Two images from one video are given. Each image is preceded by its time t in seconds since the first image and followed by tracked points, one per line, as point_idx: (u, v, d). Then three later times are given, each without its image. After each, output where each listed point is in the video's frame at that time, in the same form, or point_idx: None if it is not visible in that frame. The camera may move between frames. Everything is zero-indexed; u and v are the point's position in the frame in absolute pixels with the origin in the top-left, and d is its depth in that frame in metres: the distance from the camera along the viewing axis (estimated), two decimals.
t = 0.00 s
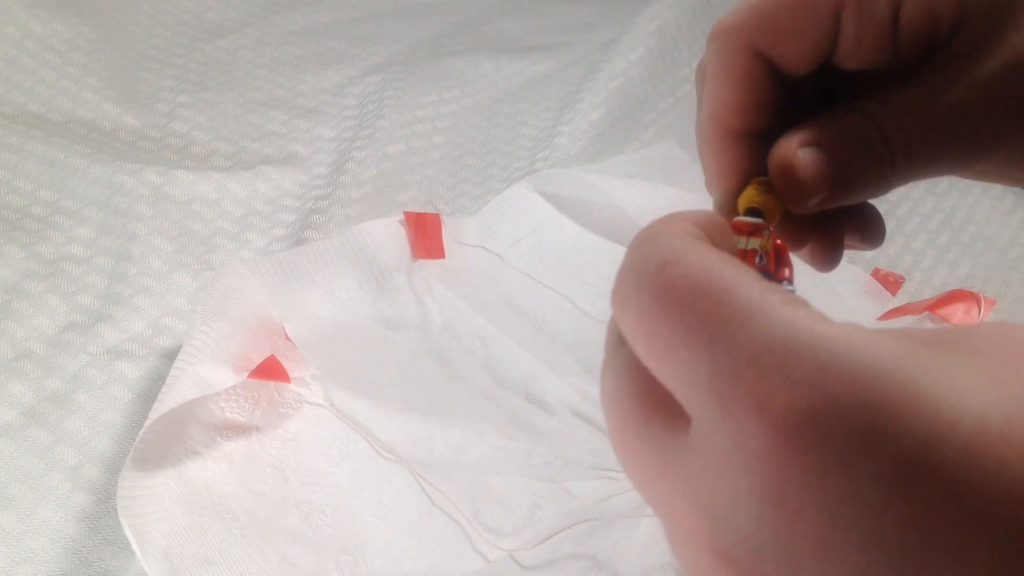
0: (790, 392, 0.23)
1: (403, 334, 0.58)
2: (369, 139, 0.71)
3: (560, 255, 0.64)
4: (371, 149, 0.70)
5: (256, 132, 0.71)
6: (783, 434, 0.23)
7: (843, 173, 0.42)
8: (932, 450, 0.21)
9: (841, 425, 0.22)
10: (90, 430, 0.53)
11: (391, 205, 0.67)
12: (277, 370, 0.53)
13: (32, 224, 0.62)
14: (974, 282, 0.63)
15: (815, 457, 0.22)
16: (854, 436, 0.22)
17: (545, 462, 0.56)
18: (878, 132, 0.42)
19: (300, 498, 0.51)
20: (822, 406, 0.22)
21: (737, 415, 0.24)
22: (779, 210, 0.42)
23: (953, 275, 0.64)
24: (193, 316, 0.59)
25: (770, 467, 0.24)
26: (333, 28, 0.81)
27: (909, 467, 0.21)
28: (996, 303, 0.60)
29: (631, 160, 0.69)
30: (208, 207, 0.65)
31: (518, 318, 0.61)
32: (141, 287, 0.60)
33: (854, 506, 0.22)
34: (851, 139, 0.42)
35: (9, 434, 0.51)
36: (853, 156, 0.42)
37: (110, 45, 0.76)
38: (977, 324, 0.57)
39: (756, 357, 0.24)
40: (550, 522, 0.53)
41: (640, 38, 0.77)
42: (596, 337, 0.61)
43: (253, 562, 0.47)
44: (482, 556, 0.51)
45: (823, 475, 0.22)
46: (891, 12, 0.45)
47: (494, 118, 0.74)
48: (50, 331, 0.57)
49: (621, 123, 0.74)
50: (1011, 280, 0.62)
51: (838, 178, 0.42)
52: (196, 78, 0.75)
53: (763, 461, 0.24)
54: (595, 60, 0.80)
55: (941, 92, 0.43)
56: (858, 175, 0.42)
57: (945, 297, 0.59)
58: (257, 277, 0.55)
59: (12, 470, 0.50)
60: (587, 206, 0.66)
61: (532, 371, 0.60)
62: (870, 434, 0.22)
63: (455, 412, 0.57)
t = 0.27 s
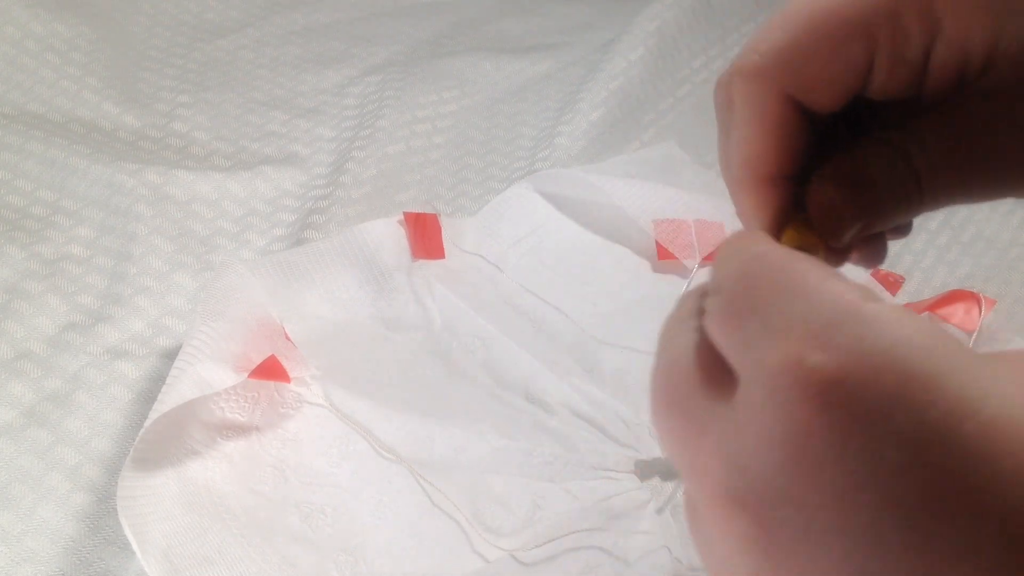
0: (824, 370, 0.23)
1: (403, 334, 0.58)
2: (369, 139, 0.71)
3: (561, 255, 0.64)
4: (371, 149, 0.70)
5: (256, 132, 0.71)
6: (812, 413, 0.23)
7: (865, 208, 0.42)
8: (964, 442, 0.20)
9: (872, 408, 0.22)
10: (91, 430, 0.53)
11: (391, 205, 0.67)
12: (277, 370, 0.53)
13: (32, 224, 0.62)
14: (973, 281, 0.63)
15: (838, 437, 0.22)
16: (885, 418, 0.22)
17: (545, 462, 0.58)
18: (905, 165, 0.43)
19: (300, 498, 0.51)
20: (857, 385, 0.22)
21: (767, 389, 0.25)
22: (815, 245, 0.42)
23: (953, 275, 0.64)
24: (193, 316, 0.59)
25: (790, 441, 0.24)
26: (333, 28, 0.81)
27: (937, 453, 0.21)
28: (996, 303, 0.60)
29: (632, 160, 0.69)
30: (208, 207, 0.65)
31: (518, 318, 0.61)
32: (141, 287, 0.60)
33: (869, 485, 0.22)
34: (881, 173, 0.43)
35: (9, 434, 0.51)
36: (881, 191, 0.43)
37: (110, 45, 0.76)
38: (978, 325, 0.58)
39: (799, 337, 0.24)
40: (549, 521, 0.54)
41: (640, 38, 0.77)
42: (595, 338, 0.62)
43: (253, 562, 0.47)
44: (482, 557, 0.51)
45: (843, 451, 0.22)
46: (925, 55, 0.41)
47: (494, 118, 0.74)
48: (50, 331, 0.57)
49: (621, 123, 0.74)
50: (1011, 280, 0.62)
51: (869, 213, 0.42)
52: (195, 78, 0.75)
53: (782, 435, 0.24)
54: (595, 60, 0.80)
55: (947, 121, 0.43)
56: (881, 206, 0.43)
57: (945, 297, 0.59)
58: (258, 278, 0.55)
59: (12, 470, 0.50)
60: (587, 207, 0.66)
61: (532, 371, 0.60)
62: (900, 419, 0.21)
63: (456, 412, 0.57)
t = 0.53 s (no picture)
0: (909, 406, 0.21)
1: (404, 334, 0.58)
2: (369, 139, 0.71)
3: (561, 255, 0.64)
4: (371, 149, 0.70)
5: (256, 132, 0.71)
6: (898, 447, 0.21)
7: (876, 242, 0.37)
8: None
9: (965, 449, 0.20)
10: (91, 429, 0.53)
11: (391, 205, 0.67)
12: (277, 370, 0.53)
13: (32, 224, 0.62)
14: (973, 281, 0.63)
15: (926, 475, 0.21)
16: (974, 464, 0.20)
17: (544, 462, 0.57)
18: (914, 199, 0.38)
19: (301, 498, 0.51)
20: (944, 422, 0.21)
21: (841, 422, 0.23)
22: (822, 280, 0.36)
23: (953, 275, 0.64)
24: (193, 315, 0.59)
25: (870, 474, 0.22)
26: (333, 28, 0.81)
27: None
28: (997, 303, 0.60)
29: (631, 160, 0.69)
30: (208, 207, 0.65)
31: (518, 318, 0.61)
32: (141, 287, 0.60)
33: (955, 523, 0.20)
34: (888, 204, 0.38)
35: (9, 434, 0.51)
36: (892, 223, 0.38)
37: (110, 45, 0.76)
38: (978, 325, 0.58)
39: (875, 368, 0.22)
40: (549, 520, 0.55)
41: (640, 38, 0.77)
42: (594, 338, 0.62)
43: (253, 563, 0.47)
44: (481, 557, 0.51)
45: (933, 490, 0.21)
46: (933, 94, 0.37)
47: (494, 118, 0.74)
48: (50, 331, 0.57)
49: (621, 123, 0.74)
50: (1011, 280, 0.62)
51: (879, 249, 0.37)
52: (196, 78, 0.75)
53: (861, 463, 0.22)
54: (595, 60, 0.80)
55: (958, 160, 0.38)
56: (894, 241, 0.38)
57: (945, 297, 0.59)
58: (257, 277, 0.55)
59: (12, 470, 0.50)
60: (587, 206, 0.66)
61: (532, 371, 0.60)
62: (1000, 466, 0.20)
63: (455, 412, 0.57)
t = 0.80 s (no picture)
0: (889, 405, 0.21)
1: (405, 333, 0.58)
2: (369, 139, 0.71)
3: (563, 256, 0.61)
4: (371, 149, 0.70)
5: (256, 132, 0.71)
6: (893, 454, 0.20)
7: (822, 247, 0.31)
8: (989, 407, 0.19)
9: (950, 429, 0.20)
10: (90, 429, 0.53)
11: (391, 204, 0.67)
12: (277, 369, 0.54)
13: (32, 224, 0.62)
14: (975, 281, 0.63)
15: (890, 457, 0.20)
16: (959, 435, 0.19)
17: (546, 462, 0.59)
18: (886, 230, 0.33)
19: (302, 498, 0.51)
20: (924, 405, 0.20)
21: (778, 437, 0.23)
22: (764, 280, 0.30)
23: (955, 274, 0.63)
24: (193, 315, 0.59)
25: (839, 478, 0.21)
26: (333, 28, 0.81)
27: None
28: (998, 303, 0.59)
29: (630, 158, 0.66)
30: (208, 207, 0.65)
31: (518, 318, 0.61)
32: (141, 287, 0.60)
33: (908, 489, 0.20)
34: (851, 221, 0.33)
35: (9, 434, 0.51)
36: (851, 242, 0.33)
37: (110, 45, 0.76)
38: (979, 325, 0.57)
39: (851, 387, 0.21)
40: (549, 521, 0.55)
41: (640, 38, 0.77)
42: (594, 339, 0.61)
43: (253, 563, 0.47)
44: (483, 556, 0.51)
45: (884, 470, 0.20)
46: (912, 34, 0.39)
47: (495, 118, 0.74)
48: (50, 331, 0.57)
49: (621, 123, 0.74)
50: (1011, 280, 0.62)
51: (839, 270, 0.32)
52: (196, 78, 0.75)
53: (866, 478, 0.21)
54: (595, 59, 0.80)
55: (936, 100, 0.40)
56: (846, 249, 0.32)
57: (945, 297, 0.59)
58: (257, 277, 0.54)
59: (12, 470, 0.50)
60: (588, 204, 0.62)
61: (533, 372, 0.61)
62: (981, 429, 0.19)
63: (456, 412, 0.57)
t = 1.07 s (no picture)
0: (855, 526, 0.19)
1: (405, 334, 0.59)
2: (369, 140, 0.71)
3: (560, 256, 0.64)
4: (371, 149, 0.70)
5: (256, 132, 0.71)
6: None
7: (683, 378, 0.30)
8: None
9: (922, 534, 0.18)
10: (91, 429, 0.53)
11: (392, 205, 0.67)
12: (277, 369, 0.54)
13: (32, 224, 0.62)
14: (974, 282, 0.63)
15: None
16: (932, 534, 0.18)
17: (546, 462, 0.56)
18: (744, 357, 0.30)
19: (302, 498, 0.51)
20: (901, 519, 0.19)
21: None
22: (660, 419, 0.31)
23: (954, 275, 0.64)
24: (193, 315, 0.59)
25: None
26: (333, 27, 0.81)
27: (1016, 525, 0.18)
28: (997, 303, 0.59)
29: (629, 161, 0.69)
30: (207, 207, 0.65)
31: (518, 318, 0.61)
32: (141, 287, 0.60)
33: None
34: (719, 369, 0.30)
35: (9, 434, 0.51)
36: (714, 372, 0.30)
37: (110, 45, 0.76)
38: (978, 326, 0.58)
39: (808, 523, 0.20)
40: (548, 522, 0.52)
41: (640, 38, 0.78)
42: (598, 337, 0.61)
43: (254, 564, 0.47)
44: (482, 555, 0.51)
45: None
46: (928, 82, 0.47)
47: (495, 118, 0.74)
48: (50, 331, 0.57)
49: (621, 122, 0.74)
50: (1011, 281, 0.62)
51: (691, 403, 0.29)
52: (196, 78, 0.75)
53: None
54: (595, 59, 0.80)
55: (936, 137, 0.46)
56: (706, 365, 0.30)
57: (945, 297, 0.59)
58: (257, 277, 0.55)
59: (12, 471, 0.50)
60: (586, 207, 0.66)
61: (533, 372, 0.59)
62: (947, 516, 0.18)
63: (455, 412, 0.56)
